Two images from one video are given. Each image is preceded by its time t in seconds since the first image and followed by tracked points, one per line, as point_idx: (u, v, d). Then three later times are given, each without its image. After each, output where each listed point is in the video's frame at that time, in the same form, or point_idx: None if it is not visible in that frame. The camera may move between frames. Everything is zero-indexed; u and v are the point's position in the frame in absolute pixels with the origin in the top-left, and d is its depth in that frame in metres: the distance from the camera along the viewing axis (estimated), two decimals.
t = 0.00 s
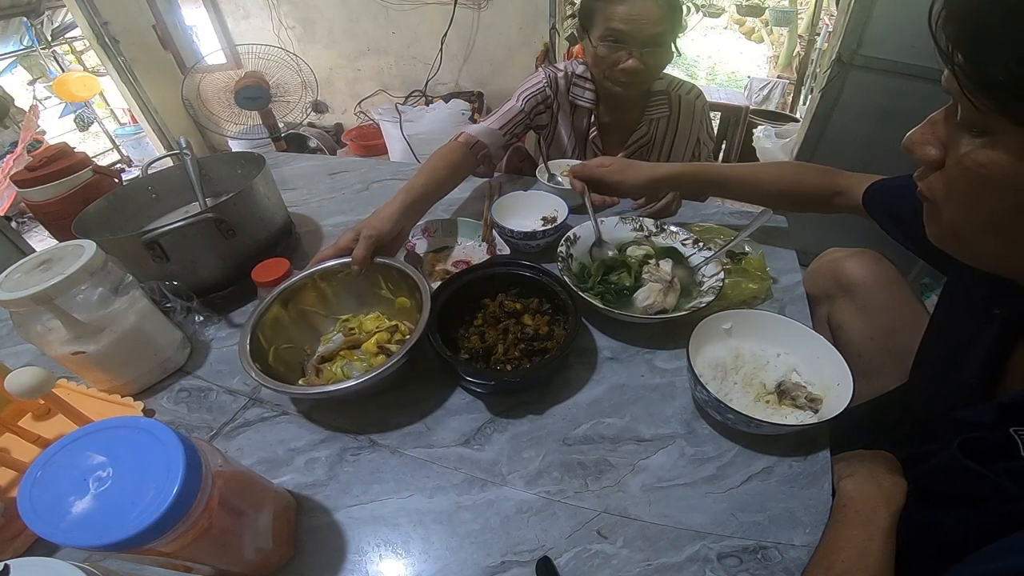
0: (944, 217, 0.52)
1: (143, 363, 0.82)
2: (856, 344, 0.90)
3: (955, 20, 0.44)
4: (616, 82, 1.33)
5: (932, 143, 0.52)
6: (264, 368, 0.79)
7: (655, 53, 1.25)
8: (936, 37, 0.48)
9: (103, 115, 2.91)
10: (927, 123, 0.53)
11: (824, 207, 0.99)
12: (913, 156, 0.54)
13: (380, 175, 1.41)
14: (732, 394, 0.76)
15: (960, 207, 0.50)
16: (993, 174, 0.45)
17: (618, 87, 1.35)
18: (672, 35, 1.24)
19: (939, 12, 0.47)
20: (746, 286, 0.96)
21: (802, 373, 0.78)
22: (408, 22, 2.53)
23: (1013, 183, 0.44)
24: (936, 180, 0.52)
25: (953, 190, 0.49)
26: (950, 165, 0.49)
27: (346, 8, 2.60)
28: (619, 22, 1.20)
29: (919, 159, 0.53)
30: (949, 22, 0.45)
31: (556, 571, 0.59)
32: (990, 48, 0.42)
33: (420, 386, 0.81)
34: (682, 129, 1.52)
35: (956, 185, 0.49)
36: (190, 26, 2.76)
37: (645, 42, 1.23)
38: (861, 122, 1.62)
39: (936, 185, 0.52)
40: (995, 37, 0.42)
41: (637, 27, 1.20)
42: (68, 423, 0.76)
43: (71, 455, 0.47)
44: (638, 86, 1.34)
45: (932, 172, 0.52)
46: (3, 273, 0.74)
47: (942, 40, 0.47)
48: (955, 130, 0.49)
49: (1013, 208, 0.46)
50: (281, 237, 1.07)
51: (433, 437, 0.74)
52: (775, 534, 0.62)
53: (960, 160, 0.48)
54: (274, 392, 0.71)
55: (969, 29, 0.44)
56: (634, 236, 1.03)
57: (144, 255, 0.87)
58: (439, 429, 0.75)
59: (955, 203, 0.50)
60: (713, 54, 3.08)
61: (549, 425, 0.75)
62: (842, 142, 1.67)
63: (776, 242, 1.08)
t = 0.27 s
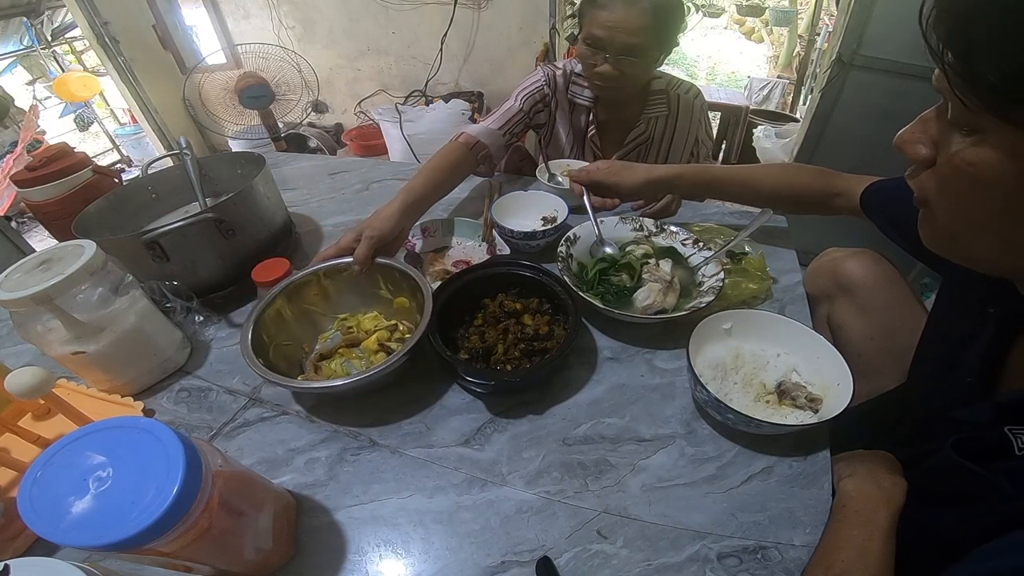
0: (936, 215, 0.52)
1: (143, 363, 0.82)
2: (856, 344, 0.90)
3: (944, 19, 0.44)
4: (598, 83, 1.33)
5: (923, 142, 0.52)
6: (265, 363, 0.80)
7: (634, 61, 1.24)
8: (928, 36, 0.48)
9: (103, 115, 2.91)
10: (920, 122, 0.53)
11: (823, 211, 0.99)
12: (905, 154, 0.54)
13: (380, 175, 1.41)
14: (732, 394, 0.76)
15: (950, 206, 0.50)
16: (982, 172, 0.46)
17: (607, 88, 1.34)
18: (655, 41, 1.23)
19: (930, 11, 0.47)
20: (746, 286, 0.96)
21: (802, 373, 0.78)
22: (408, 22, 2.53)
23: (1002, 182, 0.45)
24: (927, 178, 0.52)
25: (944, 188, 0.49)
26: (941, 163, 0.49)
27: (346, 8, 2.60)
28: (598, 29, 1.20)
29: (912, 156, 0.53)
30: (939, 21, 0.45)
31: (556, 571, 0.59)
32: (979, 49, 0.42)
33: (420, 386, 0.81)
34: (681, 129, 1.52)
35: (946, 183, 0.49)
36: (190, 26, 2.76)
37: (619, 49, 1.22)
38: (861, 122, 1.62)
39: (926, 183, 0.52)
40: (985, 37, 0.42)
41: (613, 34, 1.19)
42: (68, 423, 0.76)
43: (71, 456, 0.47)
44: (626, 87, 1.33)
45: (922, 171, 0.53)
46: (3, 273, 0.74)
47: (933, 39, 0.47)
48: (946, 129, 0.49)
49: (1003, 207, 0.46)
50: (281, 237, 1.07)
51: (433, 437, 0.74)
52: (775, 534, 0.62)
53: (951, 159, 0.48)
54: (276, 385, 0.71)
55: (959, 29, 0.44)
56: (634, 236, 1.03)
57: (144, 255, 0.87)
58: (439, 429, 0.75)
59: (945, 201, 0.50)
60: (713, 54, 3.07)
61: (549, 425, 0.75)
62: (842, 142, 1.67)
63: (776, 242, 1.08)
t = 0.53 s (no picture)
0: (945, 204, 0.52)
1: (143, 363, 0.82)
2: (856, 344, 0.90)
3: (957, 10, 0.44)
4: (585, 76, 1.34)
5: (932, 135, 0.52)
6: (265, 363, 0.80)
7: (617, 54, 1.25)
8: (940, 26, 0.47)
9: (103, 115, 2.91)
10: (928, 115, 0.53)
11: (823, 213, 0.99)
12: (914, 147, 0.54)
13: (380, 175, 1.41)
14: (732, 394, 0.76)
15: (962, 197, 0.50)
16: (995, 161, 0.45)
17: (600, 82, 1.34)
18: (641, 36, 1.23)
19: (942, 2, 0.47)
20: (746, 286, 0.96)
21: (802, 373, 0.78)
22: (408, 22, 2.53)
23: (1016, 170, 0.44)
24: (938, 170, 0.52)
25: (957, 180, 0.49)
26: (953, 154, 0.49)
27: (346, 8, 2.60)
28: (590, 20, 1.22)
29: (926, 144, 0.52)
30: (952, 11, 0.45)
31: (556, 571, 0.59)
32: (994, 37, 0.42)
33: (421, 386, 0.81)
34: (681, 128, 1.51)
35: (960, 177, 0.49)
36: (190, 26, 2.76)
37: (601, 40, 1.23)
38: (861, 122, 1.62)
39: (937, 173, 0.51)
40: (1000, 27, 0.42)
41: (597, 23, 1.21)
42: (68, 423, 0.76)
43: (71, 456, 0.47)
44: (619, 80, 1.34)
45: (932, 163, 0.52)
46: (3, 273, 0.74)
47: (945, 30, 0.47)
48: (957, 120, 0.49)
49: (1014, 196, 0.46)
50: (281, 237, 1.07)
51: (433, 437, 0.74)
52: (775, 534, 0.62)
53: (962, 148, 0.48)
54: (276, 385, 0.71)
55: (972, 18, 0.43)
56: (634, 236, 1.03)
57: (144, 255, 0.87)
58: (439, 429, 0.75)
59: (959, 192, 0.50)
60: (713, 54, 3.08)
61: (549, 425, 0.75)
62: (842, 142, 1.68)
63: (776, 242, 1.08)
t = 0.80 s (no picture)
0: (987, 182, 0.49)
1: (143, 363, 0.82)
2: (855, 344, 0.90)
3: None
4: (585, 62, 1.33)
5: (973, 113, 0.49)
6: (265, 362, 0.80)
7: (619, 33, 1.23)
8: None
9: (103, 115, 2.91)
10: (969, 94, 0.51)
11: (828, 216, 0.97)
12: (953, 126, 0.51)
13: (380, 175, 1.41)
14: (732, 394, 0.76)
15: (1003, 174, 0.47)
16: None
17: (601, 71, 1.33)
18: (642, 21, 1.22)
19: None
20: (746, 286, 0.96)
21: (802, 373, 0.78)
22: (408, 22, 2.53)
23: None
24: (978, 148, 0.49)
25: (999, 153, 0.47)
26: (997, 127, 0.46)
27: (346, 8, 2.60)
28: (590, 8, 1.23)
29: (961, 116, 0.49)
30: None
31: (556, 571, 0.59)
32: None
33: (421, 386, 0.81)
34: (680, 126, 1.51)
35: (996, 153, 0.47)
36: (190, 26, 2.76)
37: (603, 19, 1.22)
38: (861, 122, 1.62)
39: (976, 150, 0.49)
40: None
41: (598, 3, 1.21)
42: (68, 423, 0.76)
43: (72, 456, 0.47)
44: (620, 71, 1.33)
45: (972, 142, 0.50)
46: (3, 273, 0.74)
47: None
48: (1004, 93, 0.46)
49: None
50: (281, 236, 1.07)
51: (433, 437, 0.74)
52: (775, 534, 0.62)
53: (1009, 119, 0.45)
54: (276, 385, 0.71)
55: None
56: (634, 235, 1.03)
57: (144, 255, 0.87)
58: (439, 429, 0.75)
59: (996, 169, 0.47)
60: (713, 54, 3.07)
61: (549, 425, 0.75)
62: (841, 142, 1.68)
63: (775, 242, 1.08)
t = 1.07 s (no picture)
0: None
1: (143, 363, 0.82)
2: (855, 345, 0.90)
3: None
4: (587, 62, 1.32)
5: None
6: (265, 363, 0.80)
7: (622, 33, 1.23)
8: None
9: (103, 115, 2.91)
10: None
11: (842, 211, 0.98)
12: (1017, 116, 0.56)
13: (380, 175, 1.41)
14: (732, 394, 0.76)
15: None
16: None
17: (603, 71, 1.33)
18: (646, 17, 1.22)
19: None
20: (746, 286, 0.96)
21: (801, 373, 0.78)
22: (408, 22, 2.53)
23: None
24: None
25: None
26: None
27: (346, 8, 2.60)
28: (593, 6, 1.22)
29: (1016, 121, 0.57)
30: None
31: (556, 571, 0.59)
32: None
33: (421, 386, 0.81)
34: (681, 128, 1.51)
35: None
36: (190, 26, 2.77)
37: (607, 19, 1.22)
38: (861, 122, 1.63)
39: None
40: None
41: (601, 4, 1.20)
42: (68, 423, 0.76)
43: (72, 456, 0.47)
44: (621, 71, 1.34)
45: None
46: (3, 273, 0.74)
47: None
48: None
49: None
50: (281, 236, 1.07)
51: (433, 437, 0.74)
52: (775, 534, 0.62)
53: None
54: (276, 385, 0.71)
55: None
56: (634, 236, 1.03)
57: (144, 255, 0.87)
58: (439, 429, 0.75)
59: None
60: (713, 55, 2.99)
61: (549, 425, 0.75)
62: (841, 142, 1.69)
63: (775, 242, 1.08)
